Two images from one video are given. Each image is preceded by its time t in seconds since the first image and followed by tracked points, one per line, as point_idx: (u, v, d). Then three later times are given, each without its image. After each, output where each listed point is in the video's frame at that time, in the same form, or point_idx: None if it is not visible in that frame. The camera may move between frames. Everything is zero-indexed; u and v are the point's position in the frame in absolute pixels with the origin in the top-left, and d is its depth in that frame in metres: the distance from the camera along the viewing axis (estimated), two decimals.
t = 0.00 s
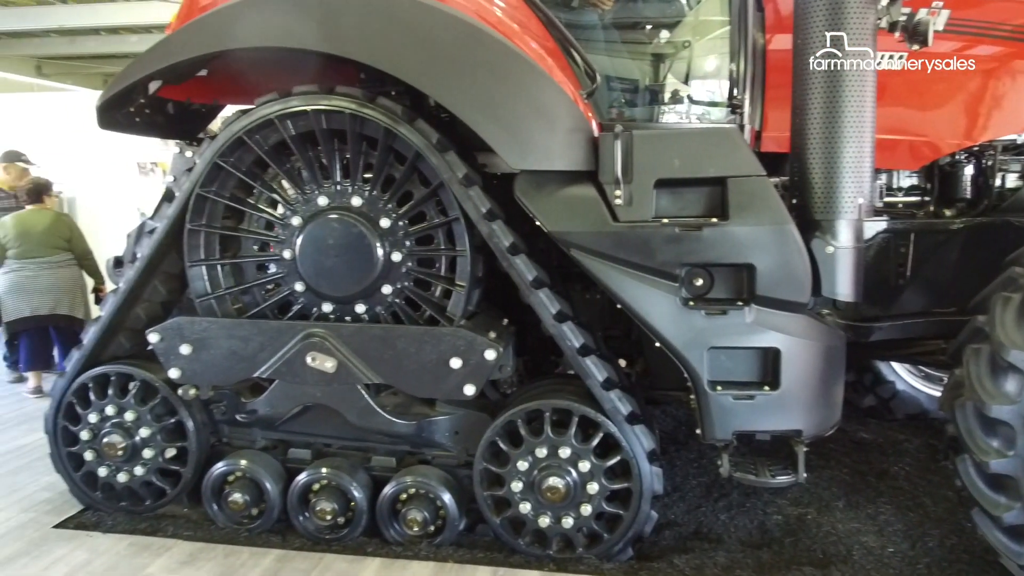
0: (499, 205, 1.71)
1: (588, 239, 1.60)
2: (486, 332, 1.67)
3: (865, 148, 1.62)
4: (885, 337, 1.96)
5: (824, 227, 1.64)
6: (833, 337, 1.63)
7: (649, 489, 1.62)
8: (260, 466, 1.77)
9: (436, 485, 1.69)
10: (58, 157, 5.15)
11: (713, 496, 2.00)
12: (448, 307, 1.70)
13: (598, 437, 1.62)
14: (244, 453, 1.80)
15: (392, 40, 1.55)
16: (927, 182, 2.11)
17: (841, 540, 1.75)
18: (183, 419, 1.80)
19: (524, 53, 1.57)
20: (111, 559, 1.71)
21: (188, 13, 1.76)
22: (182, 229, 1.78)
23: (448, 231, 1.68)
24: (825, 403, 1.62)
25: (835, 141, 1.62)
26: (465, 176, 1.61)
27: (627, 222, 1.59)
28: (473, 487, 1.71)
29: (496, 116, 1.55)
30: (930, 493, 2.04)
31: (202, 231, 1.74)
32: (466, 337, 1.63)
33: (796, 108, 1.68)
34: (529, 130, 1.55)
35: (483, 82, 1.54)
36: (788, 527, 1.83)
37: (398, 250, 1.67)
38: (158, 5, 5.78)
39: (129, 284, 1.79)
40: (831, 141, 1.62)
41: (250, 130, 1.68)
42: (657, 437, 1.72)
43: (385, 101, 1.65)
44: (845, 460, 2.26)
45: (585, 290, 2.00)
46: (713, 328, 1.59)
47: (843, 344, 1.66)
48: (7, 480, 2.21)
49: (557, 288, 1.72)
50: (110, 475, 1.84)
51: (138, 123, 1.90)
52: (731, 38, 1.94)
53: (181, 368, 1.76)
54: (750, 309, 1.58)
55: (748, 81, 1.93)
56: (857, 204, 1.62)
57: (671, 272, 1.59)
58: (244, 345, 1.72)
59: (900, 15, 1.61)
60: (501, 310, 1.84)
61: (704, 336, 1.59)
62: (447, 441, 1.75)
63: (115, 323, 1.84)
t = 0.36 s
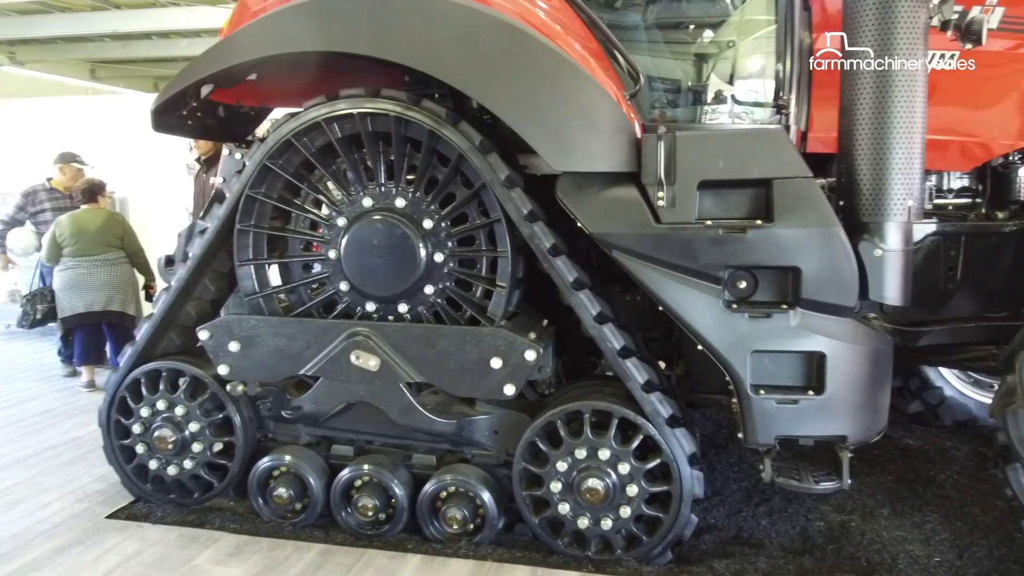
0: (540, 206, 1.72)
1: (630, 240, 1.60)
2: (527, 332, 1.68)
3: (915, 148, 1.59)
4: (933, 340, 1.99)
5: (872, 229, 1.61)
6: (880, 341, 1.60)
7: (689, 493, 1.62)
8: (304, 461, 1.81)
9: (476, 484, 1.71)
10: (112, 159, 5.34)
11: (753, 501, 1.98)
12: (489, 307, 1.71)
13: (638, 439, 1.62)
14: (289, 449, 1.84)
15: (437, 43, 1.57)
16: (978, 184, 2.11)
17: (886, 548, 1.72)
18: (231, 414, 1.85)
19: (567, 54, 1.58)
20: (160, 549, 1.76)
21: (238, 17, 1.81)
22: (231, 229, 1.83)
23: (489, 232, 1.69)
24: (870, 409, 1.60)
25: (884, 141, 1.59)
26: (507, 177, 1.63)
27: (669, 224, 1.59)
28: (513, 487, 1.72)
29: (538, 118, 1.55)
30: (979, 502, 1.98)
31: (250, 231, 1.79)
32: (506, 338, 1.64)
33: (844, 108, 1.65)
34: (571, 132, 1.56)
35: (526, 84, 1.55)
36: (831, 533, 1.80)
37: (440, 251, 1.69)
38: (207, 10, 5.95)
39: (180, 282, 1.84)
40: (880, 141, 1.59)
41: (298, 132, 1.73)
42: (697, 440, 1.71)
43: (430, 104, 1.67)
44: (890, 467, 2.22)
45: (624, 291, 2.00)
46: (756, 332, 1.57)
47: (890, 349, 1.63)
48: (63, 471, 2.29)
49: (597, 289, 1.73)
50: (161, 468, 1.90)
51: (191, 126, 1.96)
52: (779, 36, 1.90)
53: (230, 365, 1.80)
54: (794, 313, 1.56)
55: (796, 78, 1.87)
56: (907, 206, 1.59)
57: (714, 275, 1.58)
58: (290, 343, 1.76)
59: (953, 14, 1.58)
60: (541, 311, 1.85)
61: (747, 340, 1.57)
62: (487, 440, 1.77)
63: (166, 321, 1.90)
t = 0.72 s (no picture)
0: (560, 213, 1.73)
1: (650, 248, 1.60)
2: (546, 339, 1.68)
3: (941, 156, 1.57)
4: (958, 348, 1.96)
5: (896, 237, 1.59)
6: (903, 351, 1.59)
7: (708, 502, 1.61)
8: (324, 465, 1.83)
9: (494, 490, 1.71)
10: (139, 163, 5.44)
11: (774, 510, 1.97)
12: (508, 314, 1.72)
13: (658, 447, 1.62)
14: (310, 453, 1.86)
15: (458, 51, 1.58)
16: (1006, 190, 2.08)
17: (908, 559, 1.70)
18: (253, 417, 1.88)
19: (588, 62, 1.58)
20: (184, 551, 1.79)
21: (262, 26, 1.83)
22: (255, 235, 1.86)
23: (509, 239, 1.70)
24: (893, 420, 1.58)
25: (909, 148, 1.57)
26: (527, 184, 1.63)
27: (690, 231, 1.58)
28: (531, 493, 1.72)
29: (559, 126, 1.56)
30: (1005, 513, 1.95)
31: (274, 237, 1.81)
32: (526, 345, 1.64)
33: (868, 114, 1.63)
34: (592, 140, 1.56)
35: (546, 92, 1.55)
36: (852, 543, 1.78)
37: (460, 257, 1.70)
38: (231, 15, 6.05)
39: (205, 287, 1.87)
40: (905, 148, 1.57)
41: (321, 140, 1.75)
42: (717, 449, 1.70)
43: (451, 111, 1.68)
44: (914, 476, 2.19)
45: (644, 297, 1.99)
46: (777, 340, 1.56)
47: (913, 359, 1.61)
48: (89, 471, 2.33)
49: (616, 296, 1.73)
50: (185, 470, 1.93)
51: (216, 133, 1.98)
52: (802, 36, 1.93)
53: (253, 369, 1.83)
54: (817, 322, 1.55)
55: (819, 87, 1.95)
56: (932, 214, 1.57)
57: (735, 283, 1.57)
58: (312, 348, 1.78)
59: (981, 19, 1.56)
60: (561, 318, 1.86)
61: (769, 348, 1.56)
62: (506, 446, 1.77)
63: (191, 325, 1.93)
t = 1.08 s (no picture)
0: (572, 227, 1.73)
1: (660, 264, 1.60)
2: (556, 354, 1.69)
3: (954, 172, 1.56)
4: (971, 362, 1.95)
5: (909, 253, 1.58)
6: (916, 367, 1.58)
7: (719, 518, 1.61)
8: (336, 477, 1.84)
9: (505, 503, 1.72)
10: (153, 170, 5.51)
11: (785, 524, 1.96)
12: (519, 327, 1.72)
13: (668, 463, 1.62)
14: (322, 465, 1.88)
15: (470, 68, 1.59)
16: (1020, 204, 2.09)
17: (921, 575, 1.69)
18: (266, 429, 1.89)
19: (599, 78, 1.58)
20: (197, 562, 1.81)
21: (276, 41, 1.84)
22: (268, 248, 1.88)
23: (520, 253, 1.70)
24: (906, 436, 1.57)
25: (922, 164, 1.56)
26: (538, 200, 1.64)
27: (701, 247, 1.58)
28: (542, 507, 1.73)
29: (570, 142, 1.56)
30: (1019, 528, 1.94)
31: (287, 251, 1.83)
32: (536, 359, 1.65)
33: (880, 129, 1.63)
34: (603, 156, 1.56)
35: (557, 108, 1.56)
36: (864, 558, 1.78)
37: (471, 271, 1.71)
38: (241, 24, 6.14)
39: (218, 299, 1.89)
40: (917, 164, 1.56)
41: (334, 154, 1.76)
42: (728, 464, 1.70)
43: (462, 127, 1.69)
44: (927, 490, 2.17)
45: (655, 310, 1.99)
46: (789, 357, 1.55)
47: (926, 375, 1.61)
48: (105, 480, 2.36)
49: (627, 311, 1.73)
50: (198, 481, 1.95)
51: (230, 146, 2.00)
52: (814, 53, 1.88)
53: (266, 382, 1.85)
54: (829, 338, 1.54)
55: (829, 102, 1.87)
56: (945, 230, 1.56)
57: (746, 299, 1.57)
58: (324, 361, 1.79)
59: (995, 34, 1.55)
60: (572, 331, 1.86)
61: (780, 365, 1.56)
62: (516, 459, 1.78)
63: (205, 337, 1.95)
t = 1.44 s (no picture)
0: (576, 244, 1.74)
1: (663, 281, 1.61)
2: (560, 370, 1.70)
3: (957, 190, 1.56)
4: (978, 377, 1.95)
5: (912, 272, 1.58)
6: (920, 385, 1.58)
7: (723, 535, 1.61)
8: (341, 492, 1.85)
9: (509, 519, 1.73)
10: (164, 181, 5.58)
11: (790, 540, 1.96)
12: (523, 343, 1.73)
13: (672, 480, 1.62)
14: (328, 479, 1.89)
15: (475, 87, 1.60)
16: None
17: None
18: (272, 443, 1.91)
19: (603, 97, 1.60)
20: None
21: (284, 60, 1.87)
22: (275, 264, 1.89)
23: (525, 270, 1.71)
24: (911, 455, 1.57)
25: (926, 183, 1.56)
26: (542, 217, 1.65)
27: (703, 265, 1.59)
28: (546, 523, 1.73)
29: (574, 160, 1.57)
30: None
31: (293, 266, 1.84)
32: (540, 376, 1.66)
33: (883, 148, 1.63)
34: (607, 175, 1.57)
35: (561, 127, 1.57)
36: None
37: (475, 287, 1.72)
38: (250, 37, 6.22)
39: (225, 315, 1.91)
40: (921, 182, 1.57)
41: (340, 172, 1.78)
42: (731, 481, 1.70)
43: (467, 145, 1.71)
44: (933, 505, 2.17)
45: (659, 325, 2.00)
46: (793, 375, 1.56)
47: (931, 394, 1.61)
48: (113, 493, 2.38)
49: (631, 327, 1.74)
50: (205, 494, 1.96)
51: (238, 164, 2.02)
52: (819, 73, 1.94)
53: (272, 397, 1.86)
54: (832, 357, 1.54)
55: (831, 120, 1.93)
56: (948, 249, 1.56)
57: (749, 317, 1.58)
58: (330, 377, 1.81)
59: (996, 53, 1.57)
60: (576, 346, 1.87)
61: (783, 383, 1.56)
62: (520, 475, 1.79)
63: (212, 352, 1.97)
